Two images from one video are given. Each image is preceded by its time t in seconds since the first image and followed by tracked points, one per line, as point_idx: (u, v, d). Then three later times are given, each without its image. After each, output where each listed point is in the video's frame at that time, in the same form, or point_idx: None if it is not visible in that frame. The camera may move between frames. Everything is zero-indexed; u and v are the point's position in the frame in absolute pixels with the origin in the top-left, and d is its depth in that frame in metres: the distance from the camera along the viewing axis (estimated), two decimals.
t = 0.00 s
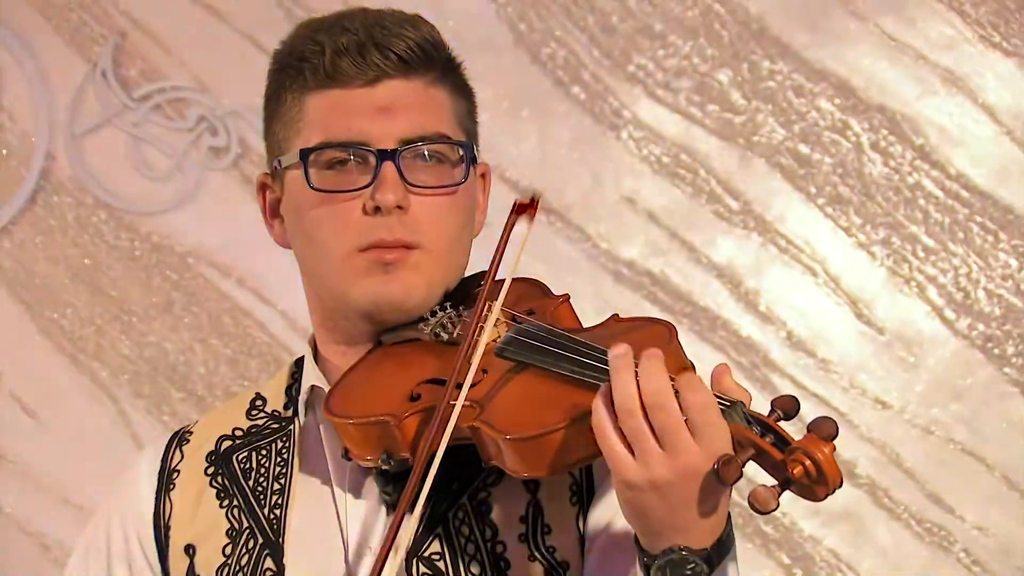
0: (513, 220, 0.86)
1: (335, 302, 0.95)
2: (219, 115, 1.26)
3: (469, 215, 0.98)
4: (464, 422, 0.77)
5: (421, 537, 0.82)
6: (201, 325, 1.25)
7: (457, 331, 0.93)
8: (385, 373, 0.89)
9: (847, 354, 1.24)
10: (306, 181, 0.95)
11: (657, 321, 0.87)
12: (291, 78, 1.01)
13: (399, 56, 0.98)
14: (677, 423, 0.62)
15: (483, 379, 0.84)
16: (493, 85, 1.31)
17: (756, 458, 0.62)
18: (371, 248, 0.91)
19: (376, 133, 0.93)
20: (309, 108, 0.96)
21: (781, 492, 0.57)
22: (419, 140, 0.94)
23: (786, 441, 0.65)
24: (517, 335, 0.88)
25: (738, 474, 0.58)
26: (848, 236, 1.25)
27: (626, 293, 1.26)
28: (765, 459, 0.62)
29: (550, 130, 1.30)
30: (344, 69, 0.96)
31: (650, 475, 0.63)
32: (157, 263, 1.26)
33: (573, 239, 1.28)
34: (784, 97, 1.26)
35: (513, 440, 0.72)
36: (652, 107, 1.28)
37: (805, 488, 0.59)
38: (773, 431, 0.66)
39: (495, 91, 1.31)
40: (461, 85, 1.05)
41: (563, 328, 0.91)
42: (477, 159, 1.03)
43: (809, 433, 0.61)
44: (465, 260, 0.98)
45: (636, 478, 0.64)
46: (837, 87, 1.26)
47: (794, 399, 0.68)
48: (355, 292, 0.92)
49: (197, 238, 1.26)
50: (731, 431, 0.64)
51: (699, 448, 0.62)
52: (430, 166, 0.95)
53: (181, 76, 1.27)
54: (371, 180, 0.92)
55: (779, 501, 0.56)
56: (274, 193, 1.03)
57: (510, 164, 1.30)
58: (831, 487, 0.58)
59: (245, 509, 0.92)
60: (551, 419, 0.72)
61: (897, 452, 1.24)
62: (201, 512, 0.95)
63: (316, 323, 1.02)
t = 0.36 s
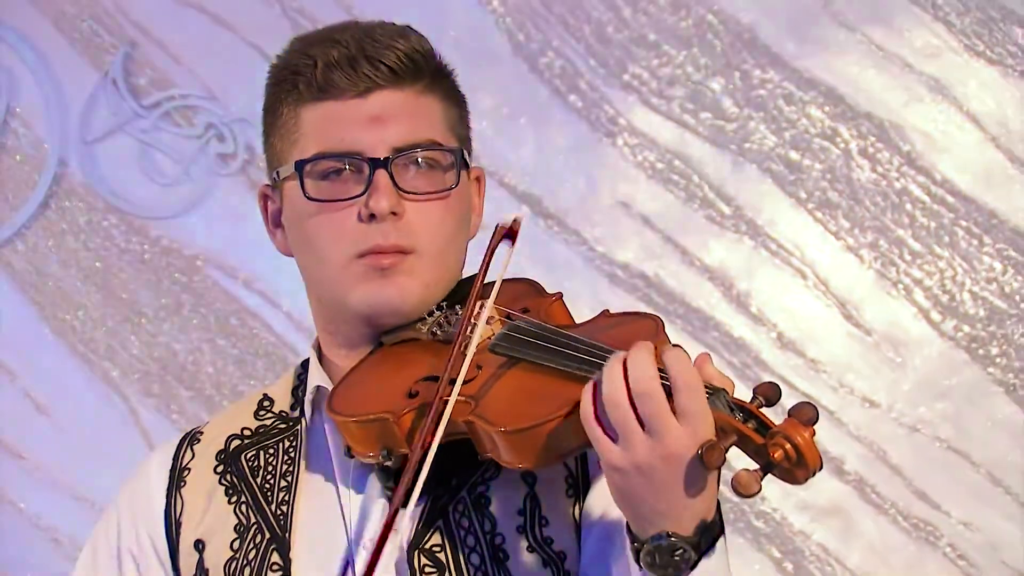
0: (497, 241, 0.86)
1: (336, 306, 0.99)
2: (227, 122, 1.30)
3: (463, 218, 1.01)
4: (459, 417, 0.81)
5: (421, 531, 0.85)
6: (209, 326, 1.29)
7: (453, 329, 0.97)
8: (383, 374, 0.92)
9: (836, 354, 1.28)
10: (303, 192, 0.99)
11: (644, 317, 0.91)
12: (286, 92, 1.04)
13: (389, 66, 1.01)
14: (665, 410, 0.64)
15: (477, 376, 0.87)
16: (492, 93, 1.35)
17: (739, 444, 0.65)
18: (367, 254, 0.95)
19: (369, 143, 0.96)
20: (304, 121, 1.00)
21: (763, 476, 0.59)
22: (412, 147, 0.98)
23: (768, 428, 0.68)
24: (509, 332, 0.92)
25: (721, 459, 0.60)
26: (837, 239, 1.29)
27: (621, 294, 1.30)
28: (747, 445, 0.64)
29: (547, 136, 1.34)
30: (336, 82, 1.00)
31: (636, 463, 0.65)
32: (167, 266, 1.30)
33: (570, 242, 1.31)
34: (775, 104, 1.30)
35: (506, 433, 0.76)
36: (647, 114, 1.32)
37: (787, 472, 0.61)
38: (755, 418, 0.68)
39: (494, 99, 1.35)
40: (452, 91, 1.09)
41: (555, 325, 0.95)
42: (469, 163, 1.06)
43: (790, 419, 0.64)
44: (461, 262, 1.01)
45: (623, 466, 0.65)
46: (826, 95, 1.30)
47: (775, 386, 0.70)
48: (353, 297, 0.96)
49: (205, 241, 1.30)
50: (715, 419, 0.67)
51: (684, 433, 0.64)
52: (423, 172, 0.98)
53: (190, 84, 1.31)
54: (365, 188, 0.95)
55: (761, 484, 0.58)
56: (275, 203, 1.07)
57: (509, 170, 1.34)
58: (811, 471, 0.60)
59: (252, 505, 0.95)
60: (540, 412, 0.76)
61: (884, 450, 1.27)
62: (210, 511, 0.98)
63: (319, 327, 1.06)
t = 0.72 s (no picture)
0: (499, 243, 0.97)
1: (344, 304, 1.03)
2: (234, 124, 1.34)
3: (467, 219, 1.05)
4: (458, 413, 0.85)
5: (421, 522, 0.89)
6: (216, 321, 1.33)
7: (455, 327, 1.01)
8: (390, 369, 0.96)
9: (825, 349, 1.32)
10: (314, 194, 1.03)
11: (640, 317, 0.95)
12: (295, 96, 1.08)
13: (398, 72, 1.05)
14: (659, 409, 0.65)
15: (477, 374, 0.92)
16: (491, 96, 1.39)
17: (731, 446, 0.67)
18: (378, 254, 0.98)
19: (379, 146, 1.00)
20: (314, 124, 1.04)
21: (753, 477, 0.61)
22: (420, 151, 1.01)
23: (759, 430, 0.70)
24: (510, 331, 0.95)
25: (713, 459, 0.63)
26: (826, 238, 1.33)
27: (616, 291, 1.34)
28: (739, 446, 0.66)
29: (545, 138, 1.38)
30: (346, 86, 1.04)
31: (634, 466, 0.66)
32: (175, 264, 1.34)
33: (566, 241, 1.35)
34: (766, 107, 1.34)
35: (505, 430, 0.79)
36: (642, 116, 1.36)
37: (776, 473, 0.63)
38: (747, 420, 0.71)
39: (493, 101, 1.39)
40: (455, 96, 1.13)
41: (554, 325, 0.99)
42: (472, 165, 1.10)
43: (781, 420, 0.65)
44: (465, 262, 1.05)
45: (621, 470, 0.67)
46: (816, 97, 1.34)
47: (766, 387, 0.73)
48: (363, 294, 1.00)
49: (212, 239, 1.34)
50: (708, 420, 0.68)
51: (679, 430, 0.66)
52: (430, 175, 1.02)
53: (198, 87, 1.35)
54: (376, 190, 0.99)
55: (752, 485, 0.60)
56: (283, 203, 1.10)
57: (508, 170, 1.38)
58: (800, 473, 0.62)
59: (256, 495, 1.00)
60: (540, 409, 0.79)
61: (872, 442, 1.31)
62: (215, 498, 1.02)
63: (325, 325, 1.10)
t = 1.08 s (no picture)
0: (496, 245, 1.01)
1: (348, 303, 1.07)
2: (241, 128, 1.38)
3: (468, 220, 1.09)
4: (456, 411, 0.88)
5: (423, 518, 0.92)
6: (224, 319, 1.37)
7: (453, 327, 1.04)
8: (393, 366, 1.00)
9: (815, 346, 1.36)
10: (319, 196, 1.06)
11: (631, 316, 0.99)
12: (301, 100, 1.12)
13: (399, 77, 1.09)
14: (645, 410, 0.70)
15: (474, 373, 0.94)
16: (491, 100, 1.43)
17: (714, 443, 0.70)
18: (380, 255, 1.02)
19: (382, 150, 1.04)
20: (319, 128, 1.08)
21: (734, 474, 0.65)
22: (422, 154, 1.05)
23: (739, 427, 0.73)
24: (505, 331, 1.00)
25: (696, 457, 0.66)
26: (816, 238, 1.37)
27: (612, 290, 1.38)
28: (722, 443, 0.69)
29: (543, 141, 1.42)
30: (350, 91, 1.07)
31: (620, 464, 0.70)
32: (184, 263, 1.38)
33: (564, 241, 1.39)
34: (758, 111, 1.38)
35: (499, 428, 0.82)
36: (638, 120, 1.40)
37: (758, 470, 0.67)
38: (729, 417, 0.74)
39: (493, 105, 1.43)
40: (457, 99, 1.17)
41: (549, 324, 1.03)
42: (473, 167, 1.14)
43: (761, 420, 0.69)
44: (466, 261, 1.09)
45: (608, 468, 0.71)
46: (807, 102, 1.38)
47: (747, 386, 0.76)
48: (366, 294, 1.03)
49: (220, 240, 1.38)
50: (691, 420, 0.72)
51: (664, 432, 0.70)
52: (431, 177, 1.05)
53: (206, 92, 1.39)
54: (378, 192, 1.03)
55: (732, 482, 0.63)
56: (290, 205, 1.14)
57: (507, 172, 1.41)
58: (780, 470, 0.65)
59: (265, 491, 1.02)
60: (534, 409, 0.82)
61: (861, 437, 1.35)
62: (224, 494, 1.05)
63: (331, 322, 1.14)
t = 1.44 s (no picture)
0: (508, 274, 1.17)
1: (356, 301, 1.10)
2: (247, 131, 1.42)
3: (472, 220, 1.12)
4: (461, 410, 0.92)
5: (427, 511, 0.96)
6: (231, 317, 1.41)
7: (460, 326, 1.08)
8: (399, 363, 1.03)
9: (805, 343, 1.40)
10: (326, 198, 1.10)
11: (632, 319, 1.03)
12: (310, 105, 1.16)
13: (404, 82, 1.13)
14: (644, 408, 0.74)
15: (481, 372, 0.98)
16: (490, 104, 1.47)
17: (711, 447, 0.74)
18: (386, 256, 1.05)
19: (387, 153, 1.07)
20: (327, 132, 1.12)
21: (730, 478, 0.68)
22: (427, 157, 1.09)
23: (736, 432, 0.76)
24: (510, 332, 1.01)
25: (693, 460, 0.70)
26: (806, 238, 1.41)
27: (608, 288, 1.42)
28: (719, 448, 0.73)
29: (540, 143, 1.46)
30: (357, 97, 1.11)
31: (615, 458, 0.75)
32: (192, 262, 1.42)
33: (562, 241, 1.43)
34: (749, 115, 1.42)
35: (505, 428, 0.84)
36: (632, 123, 1.44)
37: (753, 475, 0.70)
38: (726, 423, 0.77)
39: (492, 109, 1.47)
40: (461, 103, 1.21)
41: (551, 325, 1.07)
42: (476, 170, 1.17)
43: (759, 426, 0.72)
44: (471, 260, 1.12)
45: (602, 459, 0.75)
46: (796, 106, 1.42)
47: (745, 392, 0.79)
48: (373, 293, 1.07)
49: (227, 239, 1.42)
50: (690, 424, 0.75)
51: (661, 431, 0.73)
52: (436, 181, 1.09)
53: (213, 96, 1.44)
54: (384, 195, 1.06)
55: (730, 487, 0.68)
56: (300, 205, 1.19)
57: (505, 174, 1.45)
58: (774, 474, 0.68)
59: (278, 477, 1.07)
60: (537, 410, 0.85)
61: (849, 431, 1.39)
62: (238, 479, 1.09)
63: (341, 319, 1.17)
